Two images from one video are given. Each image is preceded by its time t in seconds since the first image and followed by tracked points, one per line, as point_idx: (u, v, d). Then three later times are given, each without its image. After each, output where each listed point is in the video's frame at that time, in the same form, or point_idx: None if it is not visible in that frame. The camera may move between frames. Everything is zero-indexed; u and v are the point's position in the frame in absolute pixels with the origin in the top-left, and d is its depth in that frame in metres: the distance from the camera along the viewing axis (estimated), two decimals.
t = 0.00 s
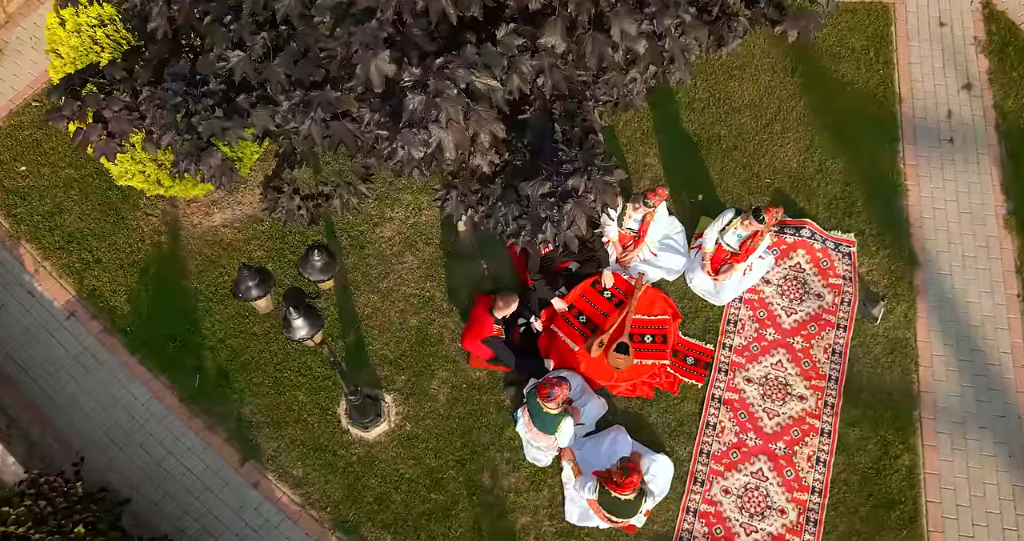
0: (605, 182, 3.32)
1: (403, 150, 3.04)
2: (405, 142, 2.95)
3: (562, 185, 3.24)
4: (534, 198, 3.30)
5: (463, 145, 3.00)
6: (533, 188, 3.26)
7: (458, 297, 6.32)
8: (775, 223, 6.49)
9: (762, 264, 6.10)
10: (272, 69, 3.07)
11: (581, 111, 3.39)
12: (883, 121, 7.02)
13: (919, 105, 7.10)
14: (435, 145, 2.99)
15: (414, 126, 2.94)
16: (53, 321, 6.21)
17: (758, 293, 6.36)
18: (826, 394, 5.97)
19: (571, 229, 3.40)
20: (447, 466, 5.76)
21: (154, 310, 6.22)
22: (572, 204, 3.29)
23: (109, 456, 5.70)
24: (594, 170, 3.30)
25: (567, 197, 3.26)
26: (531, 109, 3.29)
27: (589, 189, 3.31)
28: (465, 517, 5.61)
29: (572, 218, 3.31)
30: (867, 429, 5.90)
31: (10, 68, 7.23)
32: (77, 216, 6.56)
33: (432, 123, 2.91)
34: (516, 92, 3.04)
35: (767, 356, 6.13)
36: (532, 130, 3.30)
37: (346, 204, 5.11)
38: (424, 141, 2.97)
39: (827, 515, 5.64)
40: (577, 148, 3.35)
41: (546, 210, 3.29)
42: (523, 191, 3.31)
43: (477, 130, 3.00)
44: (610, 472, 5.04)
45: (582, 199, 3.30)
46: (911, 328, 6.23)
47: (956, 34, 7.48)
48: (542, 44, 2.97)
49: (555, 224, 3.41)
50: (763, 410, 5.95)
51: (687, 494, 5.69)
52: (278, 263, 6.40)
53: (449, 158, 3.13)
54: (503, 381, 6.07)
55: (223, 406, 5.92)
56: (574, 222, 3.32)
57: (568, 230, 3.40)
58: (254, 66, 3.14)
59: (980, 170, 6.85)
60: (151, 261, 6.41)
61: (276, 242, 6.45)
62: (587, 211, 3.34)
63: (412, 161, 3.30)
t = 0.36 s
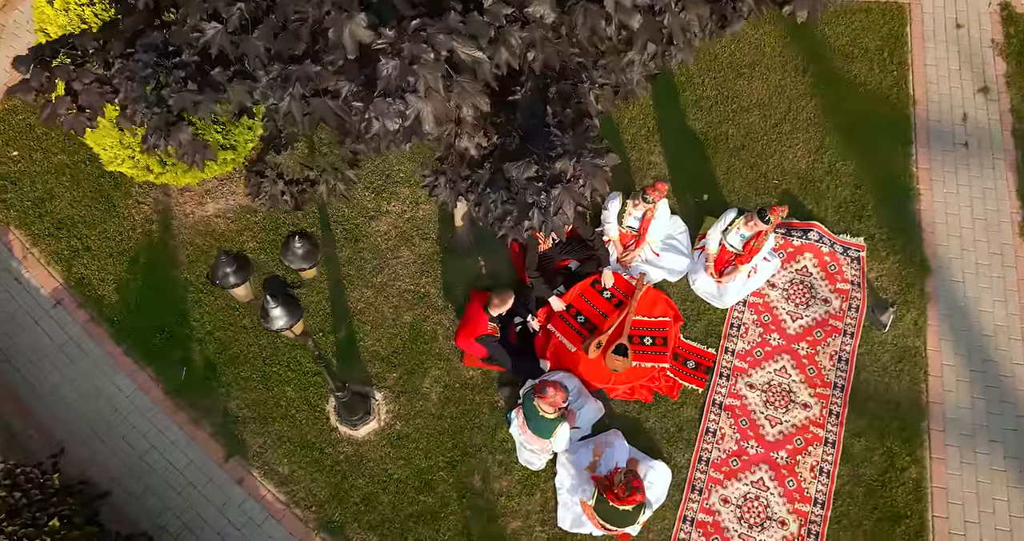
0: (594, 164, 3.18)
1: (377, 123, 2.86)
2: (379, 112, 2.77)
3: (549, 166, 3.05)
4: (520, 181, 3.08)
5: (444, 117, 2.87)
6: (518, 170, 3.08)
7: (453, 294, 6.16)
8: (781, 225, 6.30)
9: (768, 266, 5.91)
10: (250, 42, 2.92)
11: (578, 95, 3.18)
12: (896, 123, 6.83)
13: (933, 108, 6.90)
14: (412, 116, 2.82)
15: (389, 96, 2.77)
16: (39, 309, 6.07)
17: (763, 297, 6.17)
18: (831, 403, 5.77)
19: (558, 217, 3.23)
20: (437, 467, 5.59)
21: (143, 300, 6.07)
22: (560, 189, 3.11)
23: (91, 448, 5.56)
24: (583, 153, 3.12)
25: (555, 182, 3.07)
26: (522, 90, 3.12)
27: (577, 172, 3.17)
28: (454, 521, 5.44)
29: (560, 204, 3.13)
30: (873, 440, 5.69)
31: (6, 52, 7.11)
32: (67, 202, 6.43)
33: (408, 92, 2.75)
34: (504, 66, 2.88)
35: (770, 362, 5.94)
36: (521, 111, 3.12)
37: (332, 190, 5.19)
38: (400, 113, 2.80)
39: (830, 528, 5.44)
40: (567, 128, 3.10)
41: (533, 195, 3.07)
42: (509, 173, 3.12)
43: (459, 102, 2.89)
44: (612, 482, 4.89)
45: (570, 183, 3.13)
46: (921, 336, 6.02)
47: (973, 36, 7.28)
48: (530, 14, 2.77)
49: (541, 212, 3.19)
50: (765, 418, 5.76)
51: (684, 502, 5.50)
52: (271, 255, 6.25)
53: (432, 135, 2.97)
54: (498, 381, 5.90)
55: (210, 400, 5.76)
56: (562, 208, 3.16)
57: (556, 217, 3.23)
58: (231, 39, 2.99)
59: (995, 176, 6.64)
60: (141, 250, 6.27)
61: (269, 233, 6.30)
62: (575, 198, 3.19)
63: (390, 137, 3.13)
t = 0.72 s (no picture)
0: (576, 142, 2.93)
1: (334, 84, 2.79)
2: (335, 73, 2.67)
3: (529, 147, 2.90)
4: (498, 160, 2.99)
5: (407, 85, 2.70)
6: (498, 149, 2.97)
7: (445, 290, 5.98)
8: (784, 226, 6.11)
9: (770, 269, 5.71)
10: (216, 10, 2.71)
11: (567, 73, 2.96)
12: (908, 124, 6.62)
13: (946, 109, 6.69)
14: (372, 80, 2.68)
15: (346, 57, 2.61)
16: (21, 296, 5.91)
17: (765, 300, 5.96)
18: (833, 411, 5.55)
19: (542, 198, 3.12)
20: (423, 468, 5.40)
21: (127, 290, 5.91)
22: (541, 169, 2.98)
23: (68, 441, 5.40)
24: (568, 131, 2.90)
25: (536, 161, 2.93)
26: (505, 67, 2.92)
27: (560, 149, 2.92)
28: (438, 524, 5.25)
29: (541, 186, 3.01)
30: (876, 451, 5.47)
31: None
32: (54, 188, 6.28)
33: (368, 54, 2.59)
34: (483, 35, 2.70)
35: (771, 367, 5.73)
36: (506, 89, 2.93)
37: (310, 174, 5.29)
38: (358, 74, 2.66)
39: None
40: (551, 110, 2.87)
41: (514, 175, 3.01)
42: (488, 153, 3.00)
43: (426, 68, 2.73)
44: (601, 485, 4.74)
45: (553, 164, 2.98)
46: (929, 344, 5.81)
47: (989, 37, 7.07)
48: None
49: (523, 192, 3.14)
50: (764, 425, 5.55)
51: (678, 511, 5.30)
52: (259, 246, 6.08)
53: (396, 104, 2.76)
54: (488, 380, 5.71)
55: (191, 394, 5.59)
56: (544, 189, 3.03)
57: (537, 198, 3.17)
58: (197, 4, 2.80)
59: (1009, 180, 6.43)
60: (127, 238, 6.11)
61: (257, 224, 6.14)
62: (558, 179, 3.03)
63: (359, 108, 2.94)
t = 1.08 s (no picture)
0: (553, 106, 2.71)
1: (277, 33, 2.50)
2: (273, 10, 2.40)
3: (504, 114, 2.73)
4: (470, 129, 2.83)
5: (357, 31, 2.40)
6: (469, 117, 2.82)
7: (436, 284, 5.79)
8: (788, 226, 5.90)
9: (771, 269, 5.55)
10: None
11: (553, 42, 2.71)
12: (918, 124, 6.41)
13: (959, 109, 6.48)
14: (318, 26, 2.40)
15: None
16: None
17: (766, 301, 5.75)
18: (834, 418, 5.34)
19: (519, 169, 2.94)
20: (407, 467, 5.21)
21: (109, 277, 5.74)
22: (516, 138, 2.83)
23: (42, 430, 5.23)
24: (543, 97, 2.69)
25: (510, 130, 2.79)
26: (485, 35, 2.73)
27: (536, 114, 2.72)
28: (421, 525, 5.06)
29: (517, 156, 2.83)
30: (879, 461, 5.25)
31: None
32: (38, 171, 6.12)
33: None
34: None
35: (771, 371, 5.52)
36: (483, 57, 2.76)
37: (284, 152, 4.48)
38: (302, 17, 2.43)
39: None
40: (529, 75, 2.67)
41: (486, 145, 2.84)
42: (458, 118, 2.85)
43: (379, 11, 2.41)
44: (582, 483, 4.63)
45: (529, 133, 2.81)
46: (937, 351, 5.59)
47: (1004, 36, 6.85)
48: None
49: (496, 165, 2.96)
50: (763, 431, 5.33)
51: (670, 518, 5.09)
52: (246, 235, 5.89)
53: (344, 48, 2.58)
54: (477, 378, 5.52)
55: (170, 385, 5.41)
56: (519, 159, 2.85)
57: (513, 171, 2.94)
58: None
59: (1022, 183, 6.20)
60: (111, 224, 5.95)
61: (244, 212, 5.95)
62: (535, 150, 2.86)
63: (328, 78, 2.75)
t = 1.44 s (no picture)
0: (523, 67, 2.50)
1: None
2: None
3: (473, 78, 2.59)
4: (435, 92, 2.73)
5: None
6: (438, 83, 2.71)
7: (426, 278, 5.62)
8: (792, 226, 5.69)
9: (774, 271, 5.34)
10: None
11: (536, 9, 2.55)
12: (931, 124, 6.19)
13: (973, 111, 6.27)
14: None
15: None
16: None
17: (768, 304, 5.55)
18: (835, 426, 5.13)
19: (490, 139, 2.77)
20: (390, 465, 5.04)
21: (92, 262, 5.60)
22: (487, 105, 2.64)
23: (17, 418, 5.10)
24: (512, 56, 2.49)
25: (480, 96, 2.62)
26: None
27: (505, 76, 2.53)
28: (402, 526, 4.89)
29: (484, 124, 2.65)
30: (881, 472, 5.04)
31: None
32: (24, 153, 5.98)
33: None
34: None
35: (771, 376, 5.31)
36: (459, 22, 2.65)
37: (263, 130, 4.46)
38: None
39: None
40: (506, 42, 2.49)
41: (454, 111, 2.71)
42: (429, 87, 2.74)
43: None
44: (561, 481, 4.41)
45: (501, 100, 2.61)
46: (944, 359, 5.37)
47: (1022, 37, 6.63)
48: None
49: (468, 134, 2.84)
50: (760, 438, 5.13)
51: (661, 525, 4.90)
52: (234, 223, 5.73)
53: None
54: (465, 375, 5.33)
55: (149, 375, 5.26)
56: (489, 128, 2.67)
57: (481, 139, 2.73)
58: None
59: None
60: (96, 209, 5.80)
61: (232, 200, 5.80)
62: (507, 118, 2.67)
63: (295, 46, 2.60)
